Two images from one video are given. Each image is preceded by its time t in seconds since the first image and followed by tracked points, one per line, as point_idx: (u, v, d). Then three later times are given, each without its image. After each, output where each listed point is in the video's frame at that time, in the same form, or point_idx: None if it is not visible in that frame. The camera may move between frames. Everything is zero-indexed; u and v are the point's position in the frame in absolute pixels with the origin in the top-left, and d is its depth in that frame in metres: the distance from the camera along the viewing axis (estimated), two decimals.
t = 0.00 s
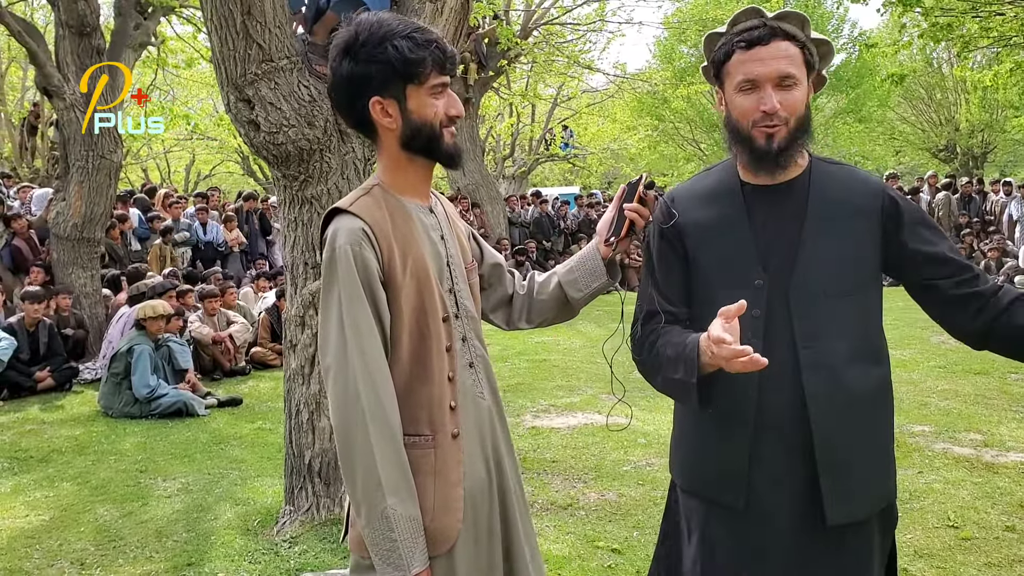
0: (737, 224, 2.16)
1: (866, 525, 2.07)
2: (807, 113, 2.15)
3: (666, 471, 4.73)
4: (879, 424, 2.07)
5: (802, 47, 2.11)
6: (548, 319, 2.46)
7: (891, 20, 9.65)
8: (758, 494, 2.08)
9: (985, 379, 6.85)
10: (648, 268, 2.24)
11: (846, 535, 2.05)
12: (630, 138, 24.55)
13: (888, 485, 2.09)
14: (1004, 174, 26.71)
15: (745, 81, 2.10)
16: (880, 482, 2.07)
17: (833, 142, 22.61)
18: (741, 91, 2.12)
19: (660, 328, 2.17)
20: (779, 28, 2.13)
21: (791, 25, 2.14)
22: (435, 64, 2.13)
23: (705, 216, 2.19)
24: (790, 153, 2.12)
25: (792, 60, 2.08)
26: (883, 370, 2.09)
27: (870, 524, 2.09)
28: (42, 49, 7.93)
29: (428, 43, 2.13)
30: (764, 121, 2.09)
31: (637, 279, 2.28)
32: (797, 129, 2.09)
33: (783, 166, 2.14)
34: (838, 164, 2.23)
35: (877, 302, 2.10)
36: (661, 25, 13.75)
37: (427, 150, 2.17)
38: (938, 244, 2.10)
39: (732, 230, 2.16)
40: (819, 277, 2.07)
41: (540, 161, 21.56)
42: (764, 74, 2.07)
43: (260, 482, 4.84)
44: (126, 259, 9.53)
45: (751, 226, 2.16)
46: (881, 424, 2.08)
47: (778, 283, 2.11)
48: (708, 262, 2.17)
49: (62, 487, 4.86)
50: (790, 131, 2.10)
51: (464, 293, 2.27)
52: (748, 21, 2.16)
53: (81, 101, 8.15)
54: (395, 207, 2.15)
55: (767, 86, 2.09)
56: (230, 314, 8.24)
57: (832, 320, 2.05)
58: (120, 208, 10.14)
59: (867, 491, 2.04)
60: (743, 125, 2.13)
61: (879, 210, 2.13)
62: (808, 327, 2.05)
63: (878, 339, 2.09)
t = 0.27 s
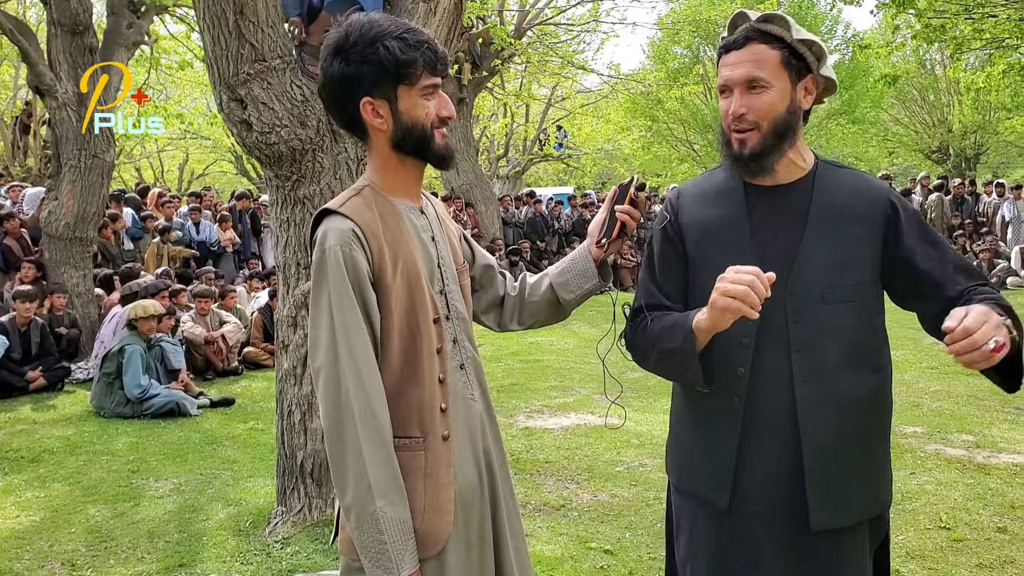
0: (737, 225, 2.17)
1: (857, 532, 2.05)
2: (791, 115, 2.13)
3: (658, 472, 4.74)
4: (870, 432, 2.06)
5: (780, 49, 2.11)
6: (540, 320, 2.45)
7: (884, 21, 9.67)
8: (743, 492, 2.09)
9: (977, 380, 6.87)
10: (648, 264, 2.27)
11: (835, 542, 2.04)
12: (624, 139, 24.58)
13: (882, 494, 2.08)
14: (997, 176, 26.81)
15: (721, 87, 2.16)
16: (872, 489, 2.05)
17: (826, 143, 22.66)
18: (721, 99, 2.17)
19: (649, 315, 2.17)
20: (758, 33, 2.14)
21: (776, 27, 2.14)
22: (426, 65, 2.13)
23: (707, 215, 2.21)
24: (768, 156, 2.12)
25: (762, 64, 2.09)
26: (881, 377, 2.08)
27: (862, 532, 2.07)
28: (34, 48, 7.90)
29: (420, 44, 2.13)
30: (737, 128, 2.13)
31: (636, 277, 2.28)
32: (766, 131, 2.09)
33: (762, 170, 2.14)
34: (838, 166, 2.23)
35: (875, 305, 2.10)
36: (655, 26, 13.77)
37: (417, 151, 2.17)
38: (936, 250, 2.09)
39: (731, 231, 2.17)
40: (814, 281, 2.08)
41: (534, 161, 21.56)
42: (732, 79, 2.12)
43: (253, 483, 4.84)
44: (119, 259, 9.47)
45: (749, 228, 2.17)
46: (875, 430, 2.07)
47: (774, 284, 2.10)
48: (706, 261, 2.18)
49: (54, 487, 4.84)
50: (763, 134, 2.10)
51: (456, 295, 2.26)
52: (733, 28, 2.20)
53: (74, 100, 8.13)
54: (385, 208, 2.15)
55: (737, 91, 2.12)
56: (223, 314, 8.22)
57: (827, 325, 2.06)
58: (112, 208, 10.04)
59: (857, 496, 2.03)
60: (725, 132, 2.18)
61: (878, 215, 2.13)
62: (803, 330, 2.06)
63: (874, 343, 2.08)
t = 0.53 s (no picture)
0: (709, 231, 2.26)
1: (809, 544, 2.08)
2: (749, 113, 2.15)
3: (634, 474, 4.77)
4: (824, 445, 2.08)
5: (731, 52, 2.16)
6: (513, 324, 2.47)
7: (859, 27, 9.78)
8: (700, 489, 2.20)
9: (948, 383, 6.97)
10: (638, 273, 2.47)
11: (785, 552, 2.08)
12: (602, 141, 24.68)
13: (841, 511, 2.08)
14: (968, 180, 27.22)
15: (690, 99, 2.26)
16: (827, 505, 2.07)
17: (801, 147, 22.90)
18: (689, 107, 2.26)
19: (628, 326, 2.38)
20: (716, 41, 2.22)
21: (732, 34, 2.19)
22: (400, 69, 2.13)
23: (688, 220, 2.32)
24: (728, 156, 2.16)
25: (713, 69, 2.17)
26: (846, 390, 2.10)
27: (818, 545, 2.09)
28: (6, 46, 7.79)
29: (394, 48, 2.13)
30: (700, 131, 2.20)
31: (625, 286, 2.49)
32: (721, 131, 2.13)
33: (726, 170, 2.17)
34: (819, 172, 2.24)
35: (834, 319, 2.11)
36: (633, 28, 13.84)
37: (391, 155, 2.17)
38: (880, 274, 2.05)
39: (704, 236, 2.26)
40: (775, 289, 2.12)
41: (512, 163, 21.61)
42: (692, 88, 2.22)
43: (227, 486, 4.81)
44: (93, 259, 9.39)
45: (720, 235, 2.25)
46: (834, 446, 2.09)
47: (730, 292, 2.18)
48: (679, 265, 2.29)
49: (25, 491, 4.79)
50: (721, 134, 2.15)
51: (430, 299, 2.27)
52: (700, 40, 2.29)
53: (47, 99, 7.97)
54: (359, 212, 2.14)
55: (699, 98, 2.21)
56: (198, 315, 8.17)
57: (781, 332, 2.10)
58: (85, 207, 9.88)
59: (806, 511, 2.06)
60: (695, 138, 2.25)
61: (847, 224, 2.11)
62: (768, 336, 2.11)
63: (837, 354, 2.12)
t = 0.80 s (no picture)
0: (679, 236, 2.38)
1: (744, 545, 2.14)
2: (712, 120, 2.19)
3: (607, 475, 4.79)
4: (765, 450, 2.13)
5: (699, 59, 2.20)
6: (484, 325, 2.49)
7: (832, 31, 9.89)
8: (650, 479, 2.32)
9: (918, 385, 7.07)
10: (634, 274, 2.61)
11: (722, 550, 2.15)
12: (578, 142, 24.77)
13: (779, 519, 2.12)
14: (939, 185, 27.63)
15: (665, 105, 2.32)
16: (763, 510, 2.12)
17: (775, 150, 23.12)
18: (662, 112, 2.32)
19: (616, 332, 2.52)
20: (689, 47, 2.26)
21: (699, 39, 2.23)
22: (372, 69, 2.13)
23: (669, 223, 2.44)
24: (694, 162, 2.22)
25: (680, 76, 2.22)
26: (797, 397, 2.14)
27: (755, 548, 2.14)
28: None
29: (365, 48, 2.13)
30: (668, 136, 2.26)
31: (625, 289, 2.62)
32: (682, 139, 2.19)
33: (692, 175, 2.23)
34: (785, 176, 2.25)
35: (784, 325, 2.15)
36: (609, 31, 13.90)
37: (363, 156, 2.16)
38: (814, 285, 2.07)
39: (675, 241, 2.38)
40: (725, 292, 2.18)
41: (488, 164, 21.62)
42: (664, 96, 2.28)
43: (199, 488, 4.77)
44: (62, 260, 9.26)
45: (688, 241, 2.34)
46: (775, 453, 2.14)
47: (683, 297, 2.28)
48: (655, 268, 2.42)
49: None
50: (687, 140, 2.20)
51: (402, 299, 2.27)
52: (678, 44, 2.33)
53: (17, 96, 7.83)
54: (331, 212, 2.14)
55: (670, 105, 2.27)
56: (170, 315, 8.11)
57: (723, 336, 2.19)
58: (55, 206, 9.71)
59: (738, 512, 2.12)
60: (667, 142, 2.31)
61: (795, 231, 2.13)
62: (715, 341, 2.20)
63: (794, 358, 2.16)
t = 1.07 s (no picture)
0: (654, 239, 2.41)
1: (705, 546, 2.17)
2: (682, 124, 2.22)
3: (583, 475, 4.82)
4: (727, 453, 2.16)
5: (669, 63, 2.23)
6: (458, 324, 2.50)
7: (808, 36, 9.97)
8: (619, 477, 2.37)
9: (891, 386, 7.16)
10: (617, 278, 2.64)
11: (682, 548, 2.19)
12: (557, 143, 24.81)
13: (740, 520, 2.14)
14: (913, 188, 27.96)
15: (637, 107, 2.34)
16: (724, 511, 2.15)
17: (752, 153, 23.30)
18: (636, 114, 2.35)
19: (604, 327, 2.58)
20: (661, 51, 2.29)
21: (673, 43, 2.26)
22: (346, 69, 2.13)
23: (647, 226, 2.48)
24: (664, 166, 2.26)
25: (651, 80, 2.25)
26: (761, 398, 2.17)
27: (717, 549, 2.17)
28: None
29: (340, 47, 2.13)
30: (640, 139, 2.30)
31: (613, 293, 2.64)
32: (652, 142, 2.22)
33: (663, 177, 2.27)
34: (752, 179, 2.27)
35: (747, 327, 2.17)
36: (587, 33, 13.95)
37: (336, 155, 2.16)
38: (770, 288, 2.10)
39: (650, 243, 2.42)
40: (689, 294, 2.21)
41: (467, 165, 21.61)
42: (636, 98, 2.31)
43: (172, 489, 4.74)
44: (34, 258, 9.16)
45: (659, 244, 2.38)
46: (737, 454, 2.16)
47: (653, 298, 2.32)
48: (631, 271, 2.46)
49: None
50: (658, 143, 2.24)
51: (375, 298, 2.27)
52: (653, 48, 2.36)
53: None
54: (305, 211, 2.13)
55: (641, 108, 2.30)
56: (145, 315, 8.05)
57: (687, 337, 2.21)
58: (28, 203, 9.68)
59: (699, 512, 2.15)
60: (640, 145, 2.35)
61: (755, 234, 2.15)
62: (682, 341, 2.22)
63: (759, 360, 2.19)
